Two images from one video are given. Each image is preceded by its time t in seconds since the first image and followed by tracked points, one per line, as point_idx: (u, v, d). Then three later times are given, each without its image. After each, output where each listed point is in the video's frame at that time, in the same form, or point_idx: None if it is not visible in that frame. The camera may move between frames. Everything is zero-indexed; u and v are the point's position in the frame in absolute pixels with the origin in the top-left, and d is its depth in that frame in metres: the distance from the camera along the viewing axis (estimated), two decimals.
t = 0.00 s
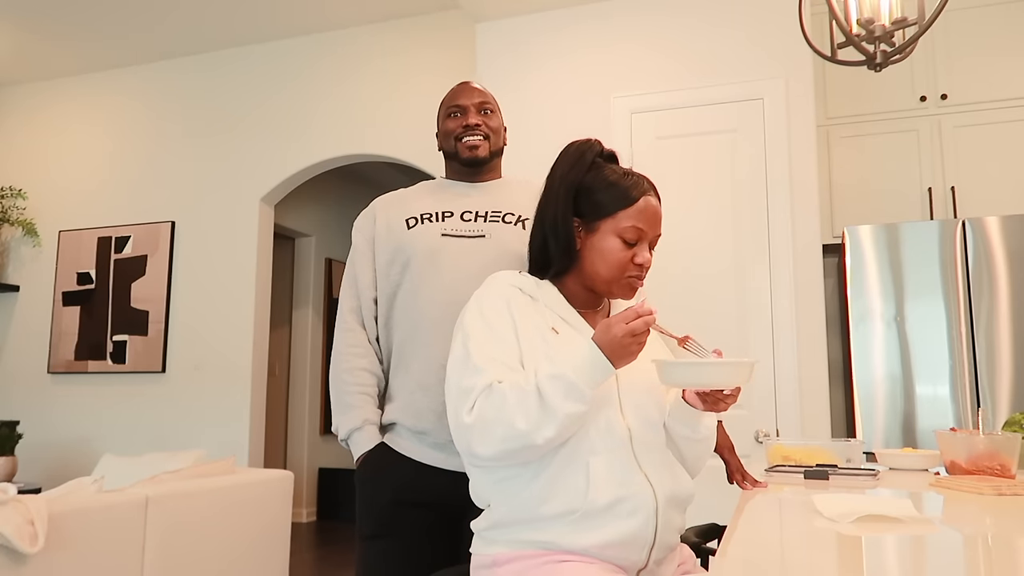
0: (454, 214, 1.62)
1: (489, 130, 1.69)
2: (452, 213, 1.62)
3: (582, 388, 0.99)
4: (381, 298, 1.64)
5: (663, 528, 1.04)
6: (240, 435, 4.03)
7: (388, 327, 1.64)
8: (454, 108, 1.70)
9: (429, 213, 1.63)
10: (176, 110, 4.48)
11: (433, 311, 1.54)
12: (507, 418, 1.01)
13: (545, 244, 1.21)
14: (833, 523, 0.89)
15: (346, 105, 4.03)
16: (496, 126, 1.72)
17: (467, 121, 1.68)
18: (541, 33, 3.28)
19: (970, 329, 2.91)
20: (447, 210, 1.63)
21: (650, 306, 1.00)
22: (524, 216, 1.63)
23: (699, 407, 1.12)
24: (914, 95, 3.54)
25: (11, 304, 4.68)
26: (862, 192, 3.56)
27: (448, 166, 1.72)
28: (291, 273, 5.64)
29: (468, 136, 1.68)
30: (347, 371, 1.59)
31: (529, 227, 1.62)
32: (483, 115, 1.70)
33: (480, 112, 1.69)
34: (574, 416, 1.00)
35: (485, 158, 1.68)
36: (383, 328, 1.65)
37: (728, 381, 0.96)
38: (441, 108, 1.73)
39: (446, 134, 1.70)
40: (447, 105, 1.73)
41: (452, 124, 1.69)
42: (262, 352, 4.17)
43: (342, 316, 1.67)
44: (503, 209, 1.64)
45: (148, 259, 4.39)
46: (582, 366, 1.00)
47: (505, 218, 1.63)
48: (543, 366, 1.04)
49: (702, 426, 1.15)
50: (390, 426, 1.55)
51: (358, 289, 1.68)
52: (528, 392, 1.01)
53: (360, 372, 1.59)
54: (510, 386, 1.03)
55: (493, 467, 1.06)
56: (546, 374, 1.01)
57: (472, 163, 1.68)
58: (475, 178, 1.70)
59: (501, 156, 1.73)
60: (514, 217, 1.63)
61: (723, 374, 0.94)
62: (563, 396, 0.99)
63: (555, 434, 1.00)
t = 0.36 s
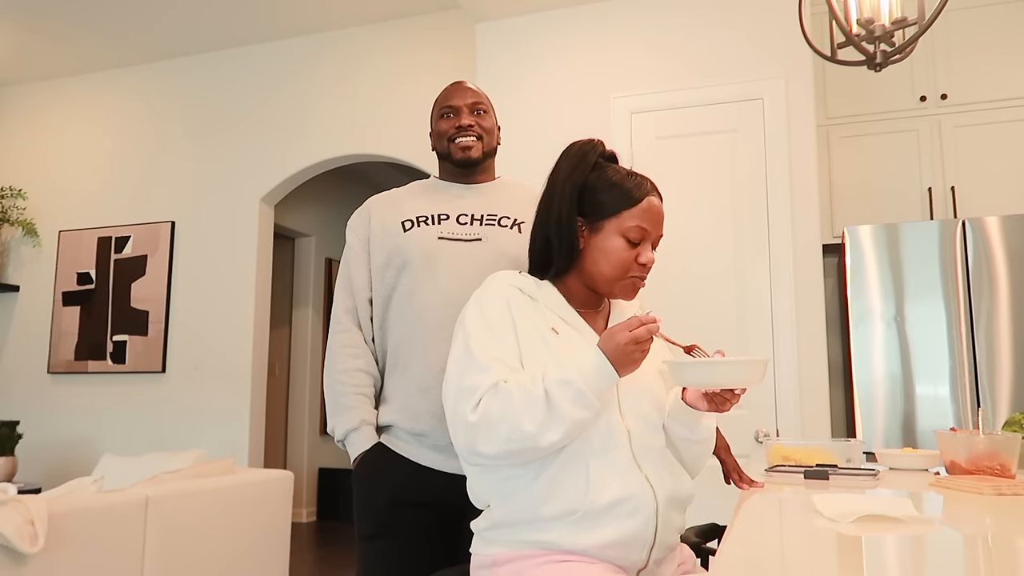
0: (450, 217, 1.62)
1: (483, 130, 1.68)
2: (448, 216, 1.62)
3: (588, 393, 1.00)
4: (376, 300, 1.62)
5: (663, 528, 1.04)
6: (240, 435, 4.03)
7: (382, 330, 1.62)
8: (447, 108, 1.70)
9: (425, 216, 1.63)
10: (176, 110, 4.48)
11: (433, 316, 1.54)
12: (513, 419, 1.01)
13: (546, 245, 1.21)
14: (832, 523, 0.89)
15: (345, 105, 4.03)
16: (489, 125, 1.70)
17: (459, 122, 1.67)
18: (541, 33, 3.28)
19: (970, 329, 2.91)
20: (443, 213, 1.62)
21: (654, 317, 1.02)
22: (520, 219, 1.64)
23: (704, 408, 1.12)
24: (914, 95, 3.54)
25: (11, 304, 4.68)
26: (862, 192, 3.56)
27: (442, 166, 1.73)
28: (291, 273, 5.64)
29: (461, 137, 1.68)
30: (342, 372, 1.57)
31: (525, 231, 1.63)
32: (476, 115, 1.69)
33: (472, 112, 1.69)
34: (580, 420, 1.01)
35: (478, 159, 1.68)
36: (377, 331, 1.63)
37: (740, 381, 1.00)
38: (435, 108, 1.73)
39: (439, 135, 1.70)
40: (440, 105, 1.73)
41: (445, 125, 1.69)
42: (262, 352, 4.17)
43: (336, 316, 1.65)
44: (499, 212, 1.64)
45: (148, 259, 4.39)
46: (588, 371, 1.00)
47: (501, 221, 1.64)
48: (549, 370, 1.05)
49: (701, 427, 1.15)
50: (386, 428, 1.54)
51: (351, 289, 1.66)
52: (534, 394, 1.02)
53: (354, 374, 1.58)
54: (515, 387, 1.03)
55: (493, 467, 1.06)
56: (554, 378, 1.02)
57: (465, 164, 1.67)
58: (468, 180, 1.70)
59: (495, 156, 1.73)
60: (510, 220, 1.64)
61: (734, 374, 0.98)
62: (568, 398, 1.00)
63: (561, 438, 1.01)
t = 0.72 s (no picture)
0: (439, 219, 1.62)
1: (473, 127, 1.68)
2: (437, 218, 1.62)
3: (592, 395, 1.01)
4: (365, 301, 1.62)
5: (663, 528, 1.04)
6: (239, 434, 4.03)
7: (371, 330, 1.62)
8: (437, 106, 1.69)
9: (414, 217, 1.62)
10: (176, 110, 4.48)
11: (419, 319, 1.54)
12: (516, 419, 1.01)
13: (549, 245, 1.21)
14: (832, 523, 0.89)
15: (345, 105, 4.03)
16: (479, 123, 1.70)
17: (449, 119, 1.67)
18: (541, 33, 3.28)
19: (970, 329, 2.91)
20: (432, 215, 1.62)
21: (655, 319, 1.02)
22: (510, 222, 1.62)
23: (705, 408, 1.12)
24: (913, 95, 3.54)
25: (11, 304, 4.68)
26: (862, 192, 3.56)
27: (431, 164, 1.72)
28: (291, 273, 5.64)
29: (451, 135, 1.67)
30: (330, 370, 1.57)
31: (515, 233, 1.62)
32: (466, 112, 1.69)
33: (463, 110, 1.68)
34: (583, 421, 1.01)
35: (470, 157, 1.68)
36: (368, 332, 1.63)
37: (745, 379, 1.00)
38: (424, 105, 1.71)
39: (429, 133, 1.69)
40: (429, 102, 1.72)
41: (435, 122, 1.69)
42: (262, 352, 4.17)
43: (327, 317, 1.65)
44: (489, 214, 1.64)
45: (148, 259, 4.39)
46: (591, 373, 1.01)
47: (490, 223, 1.63)
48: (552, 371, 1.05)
49: (700, 428, 1.14)
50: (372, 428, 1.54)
51: (342, 291, 1.67)
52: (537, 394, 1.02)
53: (342, 373, 1.57)
54: (519, 387, 1.03)
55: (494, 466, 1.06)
56: (557, 379, 1.02)
57: (456, 161, 1.67)
58: (459, 178, 1.70)
59: (485, 153, 1.73)
60: (500, 223, 1.62)
61: (736, 372, 0.98)
62: (572, 398, 1.00)
63: (564, 438, 1.01)
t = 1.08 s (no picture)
0: (417, 216, 1.59)
1: (447, 120, 1.66)
2: (414, 216, 1.60)
3: (595, 398, 1.01)
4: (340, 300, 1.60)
5: (663, 528, 1.04)
6: (239, 434, 4.03)
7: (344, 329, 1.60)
8: (408, 99, 1.66)
9: (391, 215, 1.60)
10: (176, 110, 4.48)
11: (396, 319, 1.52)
12: (518, 419, 1.01)
13: (550, 244, 1.20)
14: (832, 523, 0.89)
15: (345, 105, 4.03)
16: (453, 115, 1.68)
17: (423, 112, 1.64)
18: (541, 33, 3.28)
19: (970, 329, 2.92)
20: (409, 213, 1.60)
21: (660, 325, 1.02)
22: (489, 220, 1.60)
23: (706, 408, 1.12)
24: (913, 95, 3.54)
25: (11, 305, 4.68)
26: (862, 192, 3.56)
27: (404, 159, 1.70)
28: (291, 273, 5.63)
29: (425, 128, 1.64)
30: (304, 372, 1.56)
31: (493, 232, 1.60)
32: (440, 105, 1.66)
33: (435, 103, 1.65)
34: (585, 423, 1.01)
35: (444, 150, 1.66)
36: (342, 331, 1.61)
37: (748, 379, 1.00)
38: (395, 98, 1.68)
39: (402, 128, 1.67)
40: (400, 95, 1.68)
41: (408, 116, 1.65)
42: (262, 351, 4.17)
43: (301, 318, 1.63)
44: (467, 212, 1.61)
45: (148, 259, 4.39)
46: (594, 376, 1.01)
47: (469, 221, 1.60)
48: (554, 372, 1.05)
49: (701, 428, 1.14)
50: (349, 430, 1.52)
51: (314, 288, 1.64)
52: (540, 396, 1.02)
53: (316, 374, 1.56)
54: (521, 388, 1.03)
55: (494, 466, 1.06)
56: (559, 381, 1.02)
57: (430, 156, 1.65)
58: (433, 172, 1.68)
59: (459, 146, 1.71)
60: (479, 221, 1.60)
61: (738, 372, 0.99)
62: (575, 400, 1.01)
63: (566, 440, 1.01)
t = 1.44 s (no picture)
0: (369, 210, 1.56)
1: (398, 109, 1.64)
2: (367, 210, 1.56)
3: (591, 399, 1.01)
4: (282, 294, 1.52)
5: (663, 528, 1.04)
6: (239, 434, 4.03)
7: (283, 324, 1.53)
8: (358, 87, 1.64)
9: (343, 208, 1.55)
10: (176, 110, 4.48)
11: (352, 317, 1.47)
12: (513, 421, 1.01)
13: (551, 244, 1.20)
14: (832, 523, 0.89)
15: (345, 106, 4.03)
16: (404, 105, 1.66)
17: (374, 100, 1.62)
18: (541, 33, 3.28)
19: (970, 329, 2.91)
20: (362, 206, 1.56)
21: (663, 323, 1.03)
22: (443, 219, 1.60)
23: (707, 408, 1.12)
24: (914, 95, 3.54)
25: (11, 305, 4.68)
26: (862, 192, 3.56)
27: (353, 149, 1.66)
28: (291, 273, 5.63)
29: (376, 116, 1.62)
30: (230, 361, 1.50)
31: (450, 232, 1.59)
32: (391, 94, 1.65)
33: (386, 90, 1.64)
34: (581, 424, 1.01)
35: (396, 139, 1.63)
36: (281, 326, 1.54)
37: (749, 377, 1.00)
38: (344, 87, 1.66)
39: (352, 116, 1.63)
40: (350, 85, 1.66)
41: (358, 103, 1.63)
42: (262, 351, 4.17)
43: (228, 303, 1.55)
44: (420, 208, 1.60)
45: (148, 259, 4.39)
46: (591, 377, 1.01)
47: (422, 218, 1.59)
48: (550, 373, 1.05)
49: (701, 428, 1.14)
50: (288, 429, 1.46)
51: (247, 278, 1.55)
52: (536, 398, 1.02)
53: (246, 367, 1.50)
54: (517, 390, 1.03)
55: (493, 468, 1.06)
56: (555, 381, 1.02)
57: (382, 145, 1.62)
58: (385, 162, 1.64)
59: (410, 138, 1.68)
60: (432, 219, 1.59)
61: (740, 368, 0.98)
62: (571, 403, 1.00)
63: (562, 441, 1.01)
